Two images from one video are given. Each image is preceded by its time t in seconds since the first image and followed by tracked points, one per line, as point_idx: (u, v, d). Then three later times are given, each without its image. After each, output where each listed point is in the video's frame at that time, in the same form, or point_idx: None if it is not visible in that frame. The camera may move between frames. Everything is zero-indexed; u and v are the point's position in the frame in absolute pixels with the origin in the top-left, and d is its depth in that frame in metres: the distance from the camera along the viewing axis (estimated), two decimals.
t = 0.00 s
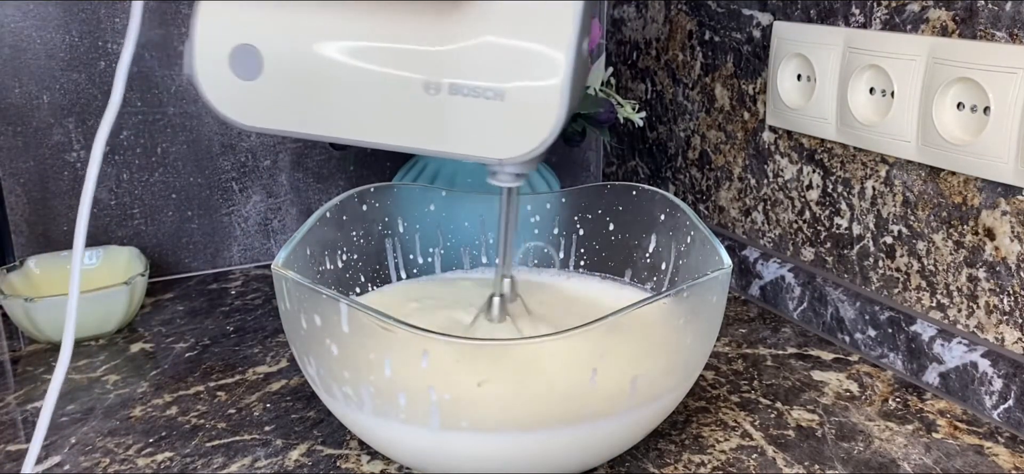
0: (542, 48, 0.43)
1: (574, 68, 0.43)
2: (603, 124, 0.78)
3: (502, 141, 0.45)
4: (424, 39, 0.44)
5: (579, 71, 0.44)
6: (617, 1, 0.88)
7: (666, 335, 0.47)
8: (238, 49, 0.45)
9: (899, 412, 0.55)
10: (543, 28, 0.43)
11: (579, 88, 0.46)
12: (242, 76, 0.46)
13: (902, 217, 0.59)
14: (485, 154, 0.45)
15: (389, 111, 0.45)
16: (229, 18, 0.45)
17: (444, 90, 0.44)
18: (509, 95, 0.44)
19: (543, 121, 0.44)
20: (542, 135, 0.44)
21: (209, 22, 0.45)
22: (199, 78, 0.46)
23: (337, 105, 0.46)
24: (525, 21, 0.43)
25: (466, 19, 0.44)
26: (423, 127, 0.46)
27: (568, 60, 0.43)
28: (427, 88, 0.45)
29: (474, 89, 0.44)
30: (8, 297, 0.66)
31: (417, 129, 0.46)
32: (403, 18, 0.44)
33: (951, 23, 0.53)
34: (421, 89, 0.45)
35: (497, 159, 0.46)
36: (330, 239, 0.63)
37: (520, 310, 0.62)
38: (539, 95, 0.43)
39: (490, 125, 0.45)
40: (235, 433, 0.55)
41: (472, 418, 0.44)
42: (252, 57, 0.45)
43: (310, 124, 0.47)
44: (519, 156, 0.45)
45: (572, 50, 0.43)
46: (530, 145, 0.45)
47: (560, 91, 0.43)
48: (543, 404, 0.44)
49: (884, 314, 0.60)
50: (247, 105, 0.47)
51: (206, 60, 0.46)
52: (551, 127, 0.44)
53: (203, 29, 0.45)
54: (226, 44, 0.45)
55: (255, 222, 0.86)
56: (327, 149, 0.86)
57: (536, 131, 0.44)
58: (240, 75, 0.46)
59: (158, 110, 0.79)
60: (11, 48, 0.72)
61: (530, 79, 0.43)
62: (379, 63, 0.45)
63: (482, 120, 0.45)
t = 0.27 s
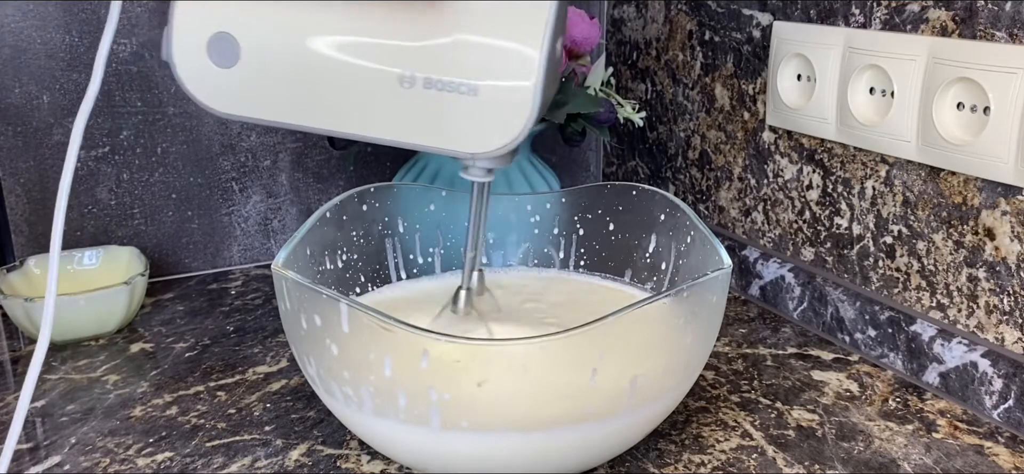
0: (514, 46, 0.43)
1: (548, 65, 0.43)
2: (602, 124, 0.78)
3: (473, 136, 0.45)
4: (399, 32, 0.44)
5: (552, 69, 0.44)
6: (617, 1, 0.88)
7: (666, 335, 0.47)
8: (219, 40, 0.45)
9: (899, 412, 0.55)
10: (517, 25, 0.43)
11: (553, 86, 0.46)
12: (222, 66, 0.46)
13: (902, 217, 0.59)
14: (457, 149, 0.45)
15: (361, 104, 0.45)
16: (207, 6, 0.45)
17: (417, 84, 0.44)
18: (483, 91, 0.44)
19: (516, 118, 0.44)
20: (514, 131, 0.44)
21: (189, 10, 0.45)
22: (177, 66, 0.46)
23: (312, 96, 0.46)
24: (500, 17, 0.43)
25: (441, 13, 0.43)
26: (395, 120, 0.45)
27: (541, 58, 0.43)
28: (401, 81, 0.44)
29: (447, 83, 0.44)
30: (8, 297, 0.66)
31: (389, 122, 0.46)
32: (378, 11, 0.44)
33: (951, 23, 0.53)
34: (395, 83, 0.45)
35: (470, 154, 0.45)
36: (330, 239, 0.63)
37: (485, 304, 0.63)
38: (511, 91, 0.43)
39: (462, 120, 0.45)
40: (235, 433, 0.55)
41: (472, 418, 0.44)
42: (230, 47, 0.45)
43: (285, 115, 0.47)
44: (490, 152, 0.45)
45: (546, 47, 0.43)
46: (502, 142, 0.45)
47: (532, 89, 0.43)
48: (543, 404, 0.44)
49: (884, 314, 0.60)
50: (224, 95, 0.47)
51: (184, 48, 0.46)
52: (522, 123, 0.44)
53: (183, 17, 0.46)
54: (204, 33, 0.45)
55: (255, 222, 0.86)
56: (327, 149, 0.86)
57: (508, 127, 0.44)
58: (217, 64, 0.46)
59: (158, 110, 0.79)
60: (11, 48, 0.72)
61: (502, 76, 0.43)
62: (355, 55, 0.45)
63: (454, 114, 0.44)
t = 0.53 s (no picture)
0: (598, 46, 0.44)
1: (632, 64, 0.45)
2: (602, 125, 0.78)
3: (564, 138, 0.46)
4: (482, 41, 0.45)
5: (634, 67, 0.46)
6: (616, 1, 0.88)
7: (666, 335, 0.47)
8: (301, 61, 0.47)
9: (899, 412, 0.55)
10: (600, 27, 0.44)
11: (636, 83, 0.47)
12: (305, 85, 0.47)
13: (902, 217, 0.59)
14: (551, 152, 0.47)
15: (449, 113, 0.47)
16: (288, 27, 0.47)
17: (504, 92, 0.45)
18: (571, 95, 0.45)
19: (603, 116, 0.45)
20: (600, 130, 0.46)
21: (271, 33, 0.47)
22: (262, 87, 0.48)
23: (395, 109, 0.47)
24: (582, 20, 0.44)
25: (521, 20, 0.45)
26: (483, 127, 0.47)
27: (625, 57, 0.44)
28: (486, 90, 0.46)
29: (534, 89, 0.45)
30: (8, 297, 0.66)
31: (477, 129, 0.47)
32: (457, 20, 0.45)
33: (951, 23, 0.53)
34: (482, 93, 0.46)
35: (560, 156, 0.47)
36: (330, 239, 0.63)
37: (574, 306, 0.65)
38: (601, 91, 0.45)
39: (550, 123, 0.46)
40: (235, 433, 0.55)
41: (471, 418, 0.44)
42: (314, 65, 0.47)
43: (368, 128, 0.48)
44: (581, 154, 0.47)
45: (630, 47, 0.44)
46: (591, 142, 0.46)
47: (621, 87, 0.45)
48: (543, 404, 0.44)
49: (884, 314, 0.60)
50: (308, 112, 0.48)
51: (269, 69, 0.48)
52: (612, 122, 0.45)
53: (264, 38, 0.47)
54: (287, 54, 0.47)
55: (255, 222, 0.86)
56: (326, 149, 0.86)
57: (600, 125, 0.46)
58: (301, 84, 0.47)
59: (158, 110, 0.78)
60: (11, 48, 0.72)
61: (586, 77, 0.45)
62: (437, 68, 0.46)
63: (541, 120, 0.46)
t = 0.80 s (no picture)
0: (539, 50, 0.43)
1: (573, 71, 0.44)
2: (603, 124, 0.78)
3: (502, 141, 0.45)
4: (430, 38, 0.44)
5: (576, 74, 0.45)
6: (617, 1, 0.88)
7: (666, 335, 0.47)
8: (238, 49, 0.45)
9: (899, 412, 0.55)
10: (545, 30, 0.43)
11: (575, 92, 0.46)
12: (243, 75, 0.45)
13: (902, 217, 0.59)
14: (486, 155, 0.45)
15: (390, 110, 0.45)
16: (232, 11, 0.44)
17: (444, 90, 0.44)
18: (510, 98, 0.44)
19: (543, 122, 0.44)
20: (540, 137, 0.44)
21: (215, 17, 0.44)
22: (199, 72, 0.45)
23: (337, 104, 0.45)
24: (529, 23, 0.43)
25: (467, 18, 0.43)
26: (422, 126, 0.45)
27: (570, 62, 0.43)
28: (426, 88, 0.44)
29: (474, 90, 0.44)
30: (8, 297, 0.66)
31: (415, 129, 0.45)
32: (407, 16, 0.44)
33: (951, 23, 0.53)
34: (420, 90, 0.44)
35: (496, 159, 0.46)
36: (330, 239, 0.63)
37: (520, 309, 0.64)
38: (541, 97, 0.43)
39: (489, 125, 0.44)
40: (235, 433, 0.55)
41: (471, 418, 0.44)
42: (251, 54, 0.45)
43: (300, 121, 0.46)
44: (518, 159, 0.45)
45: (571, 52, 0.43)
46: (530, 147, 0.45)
47: (561, 94, 0.43)
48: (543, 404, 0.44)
49: (884, 314, 0.60)
50: (243, 102, 0.46)
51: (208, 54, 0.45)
52: (551, 128, 0.44)
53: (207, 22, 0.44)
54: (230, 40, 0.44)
55: (255, 222, 0.86)
56: (326, 149, 0.86)
57: (540, 130, 0.44)
58: (242, 74, 0.45)
59: (158, 110, 0.78)
60: (11, 48, 0.72)
61: (526, 81, 0.43)
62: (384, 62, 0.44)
63: (478, 121, 0.45)
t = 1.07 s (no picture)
0: (502, 45, 0.42)
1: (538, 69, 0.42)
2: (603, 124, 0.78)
3: (463, 136, 0.44)
4: (396, 30, 0.43)
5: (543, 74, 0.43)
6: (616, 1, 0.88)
7: (666, 336, 0.47)
8: (208, 34, 0.44)
9: (899, 412, 0.55)
10: (514, 26, 0.42)
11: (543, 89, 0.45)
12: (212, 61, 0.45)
13: (902, 217, 0.59)
14: (447, 149, 0.44)
15: (355, 103, 0.44)
16: None
17: (409, 83, 0.43)
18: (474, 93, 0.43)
19: (507, 119, 0.43)
20: (501, 133, 0.43)
21: None
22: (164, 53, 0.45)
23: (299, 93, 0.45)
24: (493, 17, 0.42)
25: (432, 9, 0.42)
26: (382, 118, 0.44)
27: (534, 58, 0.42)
28: (391, 79, 0.43)
29: (438, 83, 0.43)
30: (8, 297, 0.66)
31: (375, 120, 0.44)
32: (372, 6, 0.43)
33: (951, 23, 0.53)
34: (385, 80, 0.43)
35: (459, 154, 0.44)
36: (330, 239, 0.63)
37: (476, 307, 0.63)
38: (502, 92, 0.42)
39: (449, 119, 0.43)
40: (235, 433, 0.55)
41: (472, 418, 0.44)
42: (219, 39, 0.44)
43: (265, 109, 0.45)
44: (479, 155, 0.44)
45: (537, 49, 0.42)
46: (493, 143, 0.43)
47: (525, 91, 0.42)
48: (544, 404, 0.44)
49: (884, 314, 0.60)
50: (207, 88, 0.45)
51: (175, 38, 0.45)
52: (514, 125, 0.43)
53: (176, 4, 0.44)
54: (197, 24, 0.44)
55: (255, 222, 0.86)
56: (326, 149, 0.86)
57: (500, 127, 0.43)
58: (212, 59, 0.45)
59: (158, 110, 0.79)
60: (11, 49, 0.72)
61: (488, 75, 0.42)
62: (348, 52, 0.43)
63: (438, 115, 0.43)
